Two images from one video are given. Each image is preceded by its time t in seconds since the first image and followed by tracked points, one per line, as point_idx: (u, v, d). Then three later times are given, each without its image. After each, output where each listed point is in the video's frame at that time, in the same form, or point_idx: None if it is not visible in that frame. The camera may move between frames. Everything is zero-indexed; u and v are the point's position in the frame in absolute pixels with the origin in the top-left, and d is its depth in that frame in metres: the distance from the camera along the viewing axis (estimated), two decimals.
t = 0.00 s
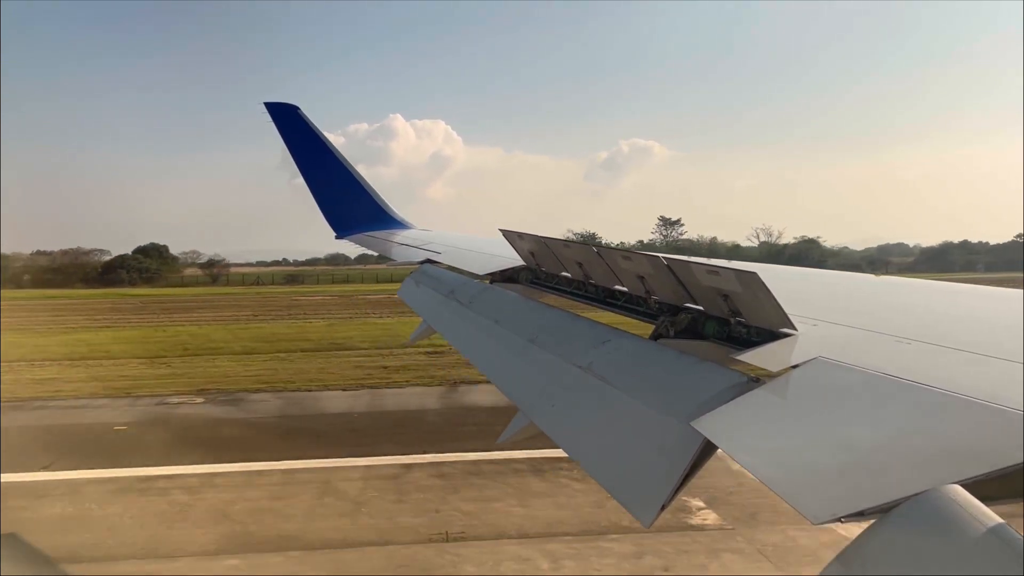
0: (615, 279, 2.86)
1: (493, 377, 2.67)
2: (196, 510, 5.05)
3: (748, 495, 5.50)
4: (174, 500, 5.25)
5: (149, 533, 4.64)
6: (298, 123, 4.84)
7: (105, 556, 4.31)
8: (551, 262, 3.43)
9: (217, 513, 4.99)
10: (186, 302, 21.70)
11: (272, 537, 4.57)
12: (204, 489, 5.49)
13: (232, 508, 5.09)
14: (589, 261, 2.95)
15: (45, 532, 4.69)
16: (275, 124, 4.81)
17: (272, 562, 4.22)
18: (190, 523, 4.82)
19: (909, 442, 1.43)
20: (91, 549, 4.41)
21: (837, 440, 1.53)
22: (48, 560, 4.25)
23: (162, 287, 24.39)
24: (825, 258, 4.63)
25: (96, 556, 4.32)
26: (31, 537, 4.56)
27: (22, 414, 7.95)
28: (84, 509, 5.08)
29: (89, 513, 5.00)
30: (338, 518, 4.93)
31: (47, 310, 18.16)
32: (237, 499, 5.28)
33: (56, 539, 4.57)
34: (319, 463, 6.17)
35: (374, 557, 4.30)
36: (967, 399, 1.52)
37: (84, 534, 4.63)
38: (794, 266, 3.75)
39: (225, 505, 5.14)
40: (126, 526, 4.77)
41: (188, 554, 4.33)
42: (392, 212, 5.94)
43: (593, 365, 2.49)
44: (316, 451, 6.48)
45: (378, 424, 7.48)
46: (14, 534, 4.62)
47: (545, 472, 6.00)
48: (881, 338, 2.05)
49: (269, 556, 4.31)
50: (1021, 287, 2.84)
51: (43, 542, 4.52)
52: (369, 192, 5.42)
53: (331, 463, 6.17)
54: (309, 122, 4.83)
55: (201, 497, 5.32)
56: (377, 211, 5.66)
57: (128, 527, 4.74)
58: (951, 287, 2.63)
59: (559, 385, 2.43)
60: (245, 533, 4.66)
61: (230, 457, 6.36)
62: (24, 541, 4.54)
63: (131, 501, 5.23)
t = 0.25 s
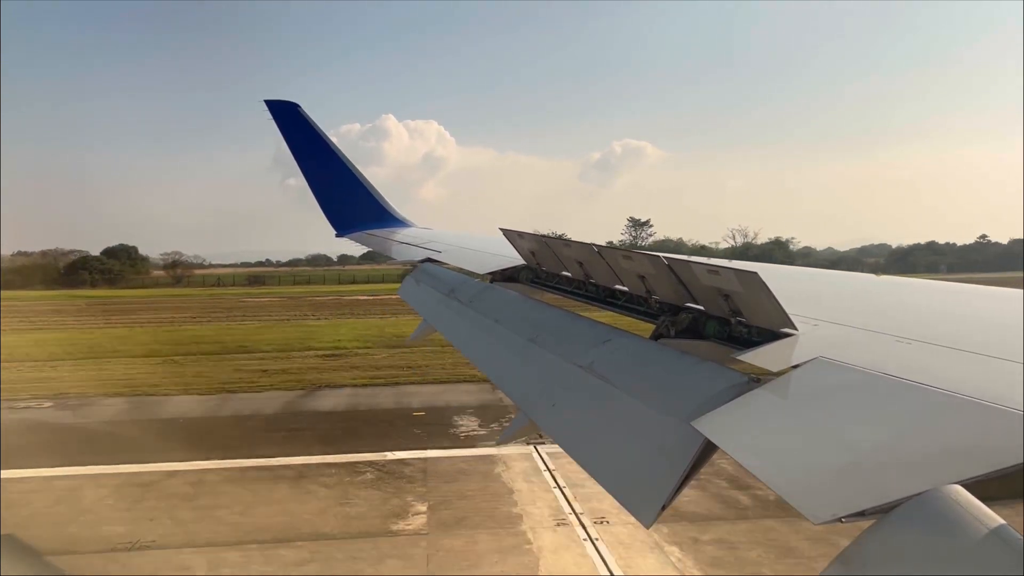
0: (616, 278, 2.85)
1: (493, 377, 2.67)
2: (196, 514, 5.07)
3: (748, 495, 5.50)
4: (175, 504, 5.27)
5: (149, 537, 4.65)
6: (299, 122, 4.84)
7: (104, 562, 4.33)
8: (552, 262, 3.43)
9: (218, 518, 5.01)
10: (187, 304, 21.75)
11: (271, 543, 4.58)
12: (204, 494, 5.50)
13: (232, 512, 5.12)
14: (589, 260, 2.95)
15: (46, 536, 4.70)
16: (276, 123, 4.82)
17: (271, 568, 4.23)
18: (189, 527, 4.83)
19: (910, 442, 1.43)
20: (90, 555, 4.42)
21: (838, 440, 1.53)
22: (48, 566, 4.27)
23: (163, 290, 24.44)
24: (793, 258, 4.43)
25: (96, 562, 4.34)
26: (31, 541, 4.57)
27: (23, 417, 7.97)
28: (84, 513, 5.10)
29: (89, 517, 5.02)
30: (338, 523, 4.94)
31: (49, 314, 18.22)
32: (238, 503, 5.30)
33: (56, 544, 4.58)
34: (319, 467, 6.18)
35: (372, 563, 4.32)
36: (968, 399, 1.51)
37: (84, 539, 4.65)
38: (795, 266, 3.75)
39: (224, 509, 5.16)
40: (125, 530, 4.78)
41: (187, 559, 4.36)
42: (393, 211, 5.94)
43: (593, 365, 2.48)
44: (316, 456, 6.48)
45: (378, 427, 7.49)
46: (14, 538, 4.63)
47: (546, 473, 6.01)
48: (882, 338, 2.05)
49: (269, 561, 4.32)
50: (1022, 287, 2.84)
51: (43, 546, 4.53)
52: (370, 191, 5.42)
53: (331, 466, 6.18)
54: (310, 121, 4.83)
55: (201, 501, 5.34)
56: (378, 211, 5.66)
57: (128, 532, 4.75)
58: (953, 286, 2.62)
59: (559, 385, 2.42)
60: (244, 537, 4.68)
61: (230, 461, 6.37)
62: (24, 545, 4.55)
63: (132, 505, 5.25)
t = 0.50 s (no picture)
0: (616, 280, 2.86)
1: (494, 378, 2.67)
2: (193, 504, 5.03)
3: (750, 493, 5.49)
4: (172, 494, 5.23)
5: (145, 525, 4.61)
6: (299, 125, 4.85)
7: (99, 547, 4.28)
8: (552, 263, 3.43)
9: (215, 507, 4.97)
10: (188, 307, 21.80)
11: (269, 529, 4.54)
12: (203, 484, 5.47)
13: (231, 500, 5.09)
14: (590, 262, 2.95)
15: (42, 523, 4.66)
16: (276, 127, 4.82)
17: (269, 553, 4.18)
18: (187, 515, 4.79)
19: (911, 443, 1.43)
20: (86, 539, 4.38)
21: (839, 440, 1.53)
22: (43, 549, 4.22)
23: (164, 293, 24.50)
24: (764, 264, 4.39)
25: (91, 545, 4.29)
26: (26, 528, 4.54)
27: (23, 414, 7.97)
28: (81, 501, 5.06)
29: (85, 505, 4.98)
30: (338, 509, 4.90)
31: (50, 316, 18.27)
32: (236, 493, 5.26)
33: (51, 530, 4.54)
34: (318, 458, 6.15)
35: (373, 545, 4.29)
36: (968, 400, 1.51)
37: (80, 526, 4.61)
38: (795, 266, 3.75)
39: (222, 500, 5.12)
40: (122, 518, 4.74)
41: (186, 543, 4.32)
42: (393, 214, 5.95)
43: (594, 366, 2.48)
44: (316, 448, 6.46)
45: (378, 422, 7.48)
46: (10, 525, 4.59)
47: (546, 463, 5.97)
48: (883, 339, 2.05)
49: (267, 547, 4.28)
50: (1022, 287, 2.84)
51: (38, 531, 4.49)
52: (370, 194, 5.42)
53: (330, 458, 6.15)
54: (310, 124, 4.83)
55: (199, 491, 5.30)
56: (378, 212, 5.66)
57: (125, 520, 4.71)
58: (953, 286, 2.62)
59: (560, 386, 2.42)
60: (241, 525, 4.63)
61: (228, 454, 6.34)
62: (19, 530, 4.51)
63: (129, 494, 5.21)
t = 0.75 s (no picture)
0: (617, 279, 2.86)
1: (495, 377, 2.68)
2: (195, 508, 5.05)
3: (751, 494, 5.50)
4: (174, 499, 5.25)
5: (147, 530, 4.64)
6: (299, 123, 4.85)
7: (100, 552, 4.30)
8: (553, 262, 3.43)
9: (216, 511, 4.99)
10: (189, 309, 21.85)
11: (270, 533, 4.56)
12: (204, 488, 5.49)
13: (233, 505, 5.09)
14: (591, 261, 2.95)
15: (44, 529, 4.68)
16: (276, 125, 4.82)
17: (270, 558, 4.20)
18: (187, 520, 4.82)
19: (911, 442, 1.43)
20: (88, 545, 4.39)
21: (839, 439, 1.53)
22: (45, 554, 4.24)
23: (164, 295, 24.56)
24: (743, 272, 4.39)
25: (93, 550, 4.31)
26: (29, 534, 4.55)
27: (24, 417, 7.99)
28: (83, 506, 5.08)
29: (87, 510, 4.99)
30: (340, 514, 4.90)
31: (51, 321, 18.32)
32: (237, 497, 5.29)
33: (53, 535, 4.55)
34: (319, 462, 6.17)
35: (375, 552, 4.29)
36: (968, 399, 1.52)
37: (82, 530, 4.63)
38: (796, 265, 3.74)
39: (224, 504, 5.15)
40: (124, 523, 4.76)
41: (187, 548, 4.32)
42: (394, 212, 5.94)
43: (595, 365, 2.48)
44: (317, 452, 6.47)
45: (379, 426, 7.48)
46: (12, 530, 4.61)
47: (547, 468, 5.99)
48: (884, 338, 2.05)
49: (267, 551, 4.29)
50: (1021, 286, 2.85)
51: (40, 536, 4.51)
52: (370, 191, 5.42)
53: (332, 462, 6.17)
54: (310, 122, 4.83)
55: (200, 495, 5.32)
56: (379, 211, 5.67)
57: (126, 524, 4.73)
58: (954, 286, 2.62)
59: (560, 385, 2.42)
60: (244, 529, 4.65)
61: (230, 457, 6.36)
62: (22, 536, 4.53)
63: (130, 499, 5.23)
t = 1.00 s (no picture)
0: (617, 278, 2.85)
1: (495, 377, 2.67)
2: (196, 508, 5.06)
3: (751, 495, 5.51)
4: (174, 499, 5.26)
5: (148, 530, 4.65)
6: (300, 120, 4.85)
7: (101, 551, 4.30)
8: (553, 261, 3.42)
9: (217, 512, 5.00)
10: (190, 309, 21.87)
11: (272, 534, 4.59)
12: (204, 490, 5.50)
13: (233, 508, 5.08)
14: (591, 260, 2.95)
15: (45, 528, 4.69)
16: (277, 122, 4.82)
17: (271, 558, 4.21)
18: (187, 521, 4.82)
19: (911, 441, 1.43)
20: (89, 544, 4.41)
21: (839, 439, 1.53)
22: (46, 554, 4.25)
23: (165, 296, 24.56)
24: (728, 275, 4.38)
25: (93, 549, 4.32)
26: (30, 534, 4.56)
27: (25, 418, 7.99)
28: (84, 506, 5.09)
29: (88, 510, 5.00)
30: (340, 518, 4.90)
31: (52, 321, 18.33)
32: (238, 498, 5.30)
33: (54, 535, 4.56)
34: (320, 465, 6.19)
35: (375, 555, 4.28)
36: (968, 398, 1.52)
37: (83, 530, 4.64)
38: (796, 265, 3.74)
39: (225, 504, 5.16)
40: (124, 523, 4.77)
41: (187, 550, 4.32)
42: (394, 211, 5.94)
43: (595, 365, 2.48)
44: (317, 455, 6.48)
45: (379, 428, 7.48)
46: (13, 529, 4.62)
47: (547, 470, 6.01)
48: (884, 337, 2.05)
49: (267, 552, 4.29)
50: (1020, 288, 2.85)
51: (41, 536, 4.52)
52: (371, 190, 5.42)
53: (332, 465, 6.19)
54: (311, 120, 4.83)
55: (201, 497, 5.33)
56: (381, 209, 5.67)
57: (126, 524, 4.74)
58: (954, 286, 2.62)
59: (560, 385, 2.42)
60: (244, 530, 4.67)
61: (230, 458, 6.37)
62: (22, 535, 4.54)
63: (131, 500, 5.24)
